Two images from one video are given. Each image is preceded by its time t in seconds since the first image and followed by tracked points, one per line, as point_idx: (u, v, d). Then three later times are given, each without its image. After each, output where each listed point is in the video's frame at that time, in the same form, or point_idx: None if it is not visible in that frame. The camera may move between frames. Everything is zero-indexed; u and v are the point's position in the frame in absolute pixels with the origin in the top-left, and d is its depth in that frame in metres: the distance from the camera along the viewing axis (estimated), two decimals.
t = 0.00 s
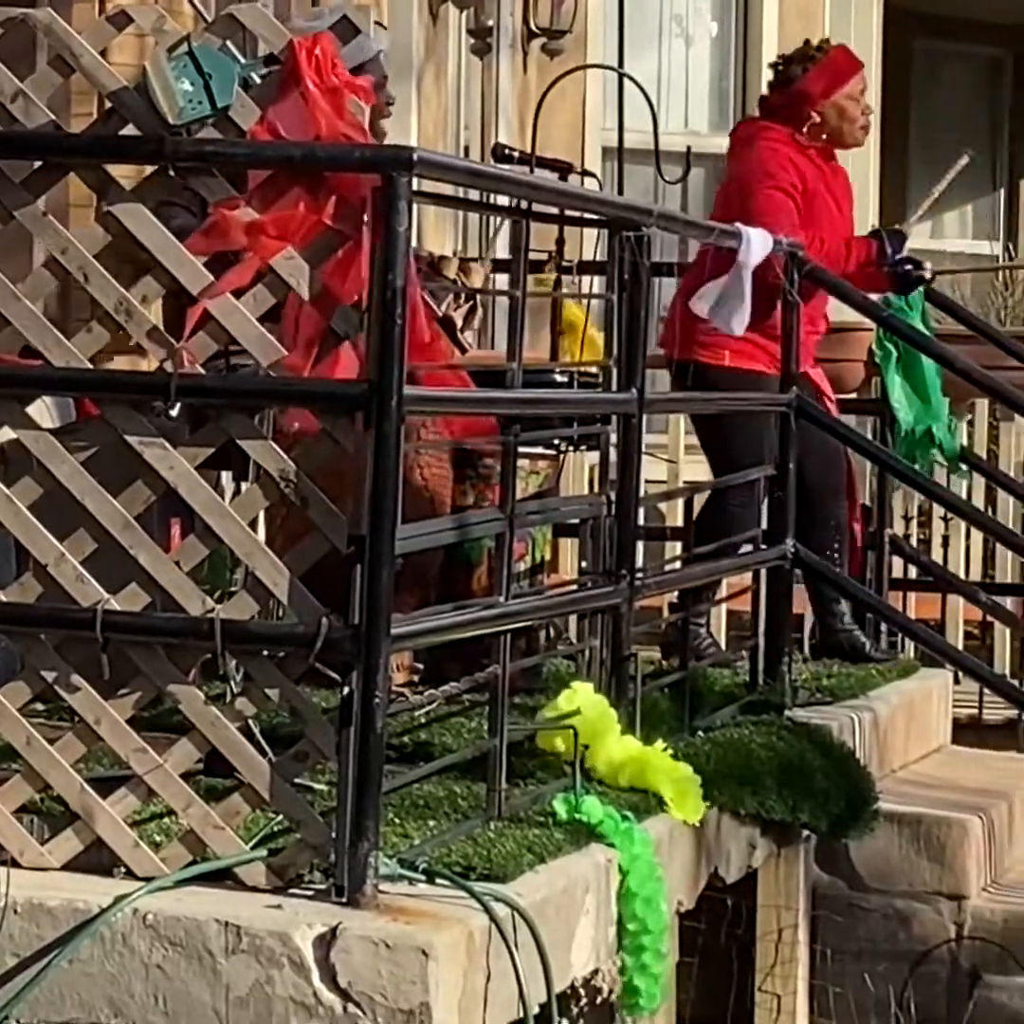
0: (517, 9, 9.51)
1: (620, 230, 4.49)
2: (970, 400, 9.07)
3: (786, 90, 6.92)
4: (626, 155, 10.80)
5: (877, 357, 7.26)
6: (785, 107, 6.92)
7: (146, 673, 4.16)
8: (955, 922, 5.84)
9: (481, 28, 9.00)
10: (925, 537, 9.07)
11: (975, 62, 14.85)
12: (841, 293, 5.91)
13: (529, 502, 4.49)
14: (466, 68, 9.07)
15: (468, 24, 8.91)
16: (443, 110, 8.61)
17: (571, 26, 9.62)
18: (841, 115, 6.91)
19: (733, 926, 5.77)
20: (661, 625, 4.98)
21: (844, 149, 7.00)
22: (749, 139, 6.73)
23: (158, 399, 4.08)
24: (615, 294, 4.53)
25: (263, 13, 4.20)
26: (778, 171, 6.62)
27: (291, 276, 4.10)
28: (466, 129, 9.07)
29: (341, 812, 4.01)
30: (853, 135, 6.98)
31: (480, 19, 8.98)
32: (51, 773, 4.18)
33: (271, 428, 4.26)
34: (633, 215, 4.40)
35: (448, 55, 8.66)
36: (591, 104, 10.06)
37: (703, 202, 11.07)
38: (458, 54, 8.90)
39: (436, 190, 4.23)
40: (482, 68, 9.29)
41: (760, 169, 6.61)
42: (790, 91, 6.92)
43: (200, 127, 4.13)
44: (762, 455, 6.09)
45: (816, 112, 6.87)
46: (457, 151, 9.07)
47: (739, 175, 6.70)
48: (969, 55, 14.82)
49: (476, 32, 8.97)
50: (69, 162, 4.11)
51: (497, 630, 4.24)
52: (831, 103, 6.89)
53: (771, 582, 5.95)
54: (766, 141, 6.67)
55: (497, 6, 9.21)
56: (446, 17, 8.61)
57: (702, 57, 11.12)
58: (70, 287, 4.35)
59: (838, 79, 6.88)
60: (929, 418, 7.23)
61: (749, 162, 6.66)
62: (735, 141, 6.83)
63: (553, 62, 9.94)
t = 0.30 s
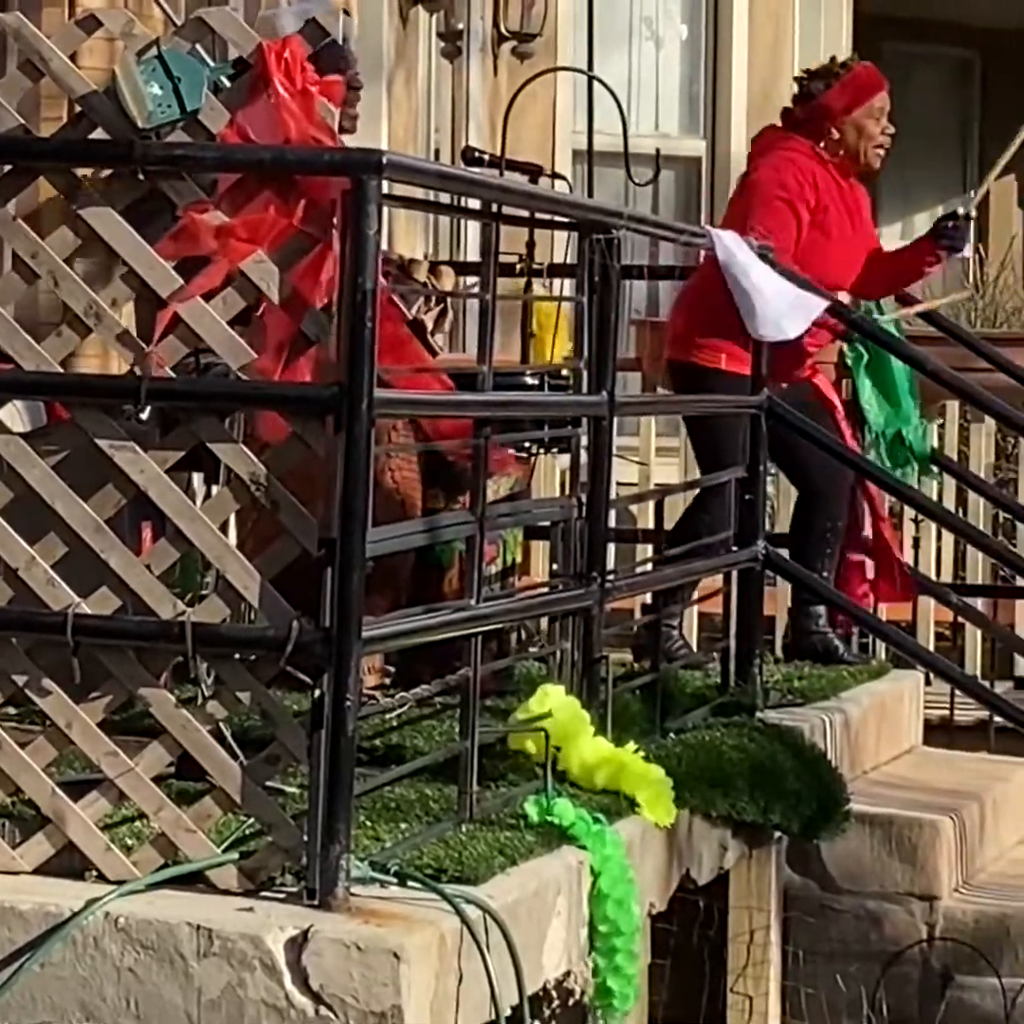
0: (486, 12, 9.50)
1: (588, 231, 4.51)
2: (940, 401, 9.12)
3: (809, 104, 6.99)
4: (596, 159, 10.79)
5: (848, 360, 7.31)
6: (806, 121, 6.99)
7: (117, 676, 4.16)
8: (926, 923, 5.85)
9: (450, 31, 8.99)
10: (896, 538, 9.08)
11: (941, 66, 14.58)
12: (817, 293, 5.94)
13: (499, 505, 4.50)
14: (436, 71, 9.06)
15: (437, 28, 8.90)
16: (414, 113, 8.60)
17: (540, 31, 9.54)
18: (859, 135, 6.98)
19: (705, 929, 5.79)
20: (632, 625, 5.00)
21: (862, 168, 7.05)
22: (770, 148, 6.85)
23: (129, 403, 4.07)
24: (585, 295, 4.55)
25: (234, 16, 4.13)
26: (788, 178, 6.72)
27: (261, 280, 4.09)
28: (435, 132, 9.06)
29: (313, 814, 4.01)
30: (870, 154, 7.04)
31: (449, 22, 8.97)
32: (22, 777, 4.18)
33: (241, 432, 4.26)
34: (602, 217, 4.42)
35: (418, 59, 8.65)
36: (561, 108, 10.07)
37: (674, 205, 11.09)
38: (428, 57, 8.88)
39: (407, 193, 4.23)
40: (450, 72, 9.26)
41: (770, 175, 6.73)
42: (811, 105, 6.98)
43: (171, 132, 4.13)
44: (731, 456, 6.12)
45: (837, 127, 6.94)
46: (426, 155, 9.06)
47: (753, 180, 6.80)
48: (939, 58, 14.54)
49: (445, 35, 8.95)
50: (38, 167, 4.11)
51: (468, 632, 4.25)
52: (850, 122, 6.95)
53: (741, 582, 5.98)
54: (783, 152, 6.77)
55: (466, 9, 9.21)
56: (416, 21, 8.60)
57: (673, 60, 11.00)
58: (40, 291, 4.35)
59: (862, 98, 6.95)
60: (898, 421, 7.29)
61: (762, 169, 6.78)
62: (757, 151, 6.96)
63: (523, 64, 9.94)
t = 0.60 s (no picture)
0: (456, 18, 9.52)
1: (557, 237, 4.53)
2: (911, 406, 9.17)
3: (836, 112, 6.97)
4: (567, 165, 10.79)
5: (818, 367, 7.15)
6: (834, 128, 6.96)
7: (87, 684, 4.16)
8: (897, 926, 5.86)
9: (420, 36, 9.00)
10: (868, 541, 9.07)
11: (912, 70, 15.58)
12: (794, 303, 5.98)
13: (468, 510, 4.51)
14: (407, 78, 9.07)
15: (406, 34, 8.90)
16: (384, 119, 8.61)
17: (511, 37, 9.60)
18: (885, 144, 6.96)
19: (675, 933, 5.82)
20: (603, 631, 5.01)
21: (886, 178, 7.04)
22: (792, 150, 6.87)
23: (97, 409, 4.07)
24: (554, 301, 4.57)
25: (203, 24, 4.20)
26: (801, 181, 6.74)
27: (229, 286, 4.07)
28: (405, 138, 9.07)
29: (282, 820, 4.00)
30: (894, 165, 7.02)
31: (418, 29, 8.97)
32: None
33: (210, 437, 4.26)
34: (571, 224, 4.44)
35: (387, 65, 8.66)
36: (531, 114, 10.10)
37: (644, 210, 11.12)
38: (398, 64, 8.90)
39: (377, 199, 4.23)
40: (420, 77, 9.27)
41: (783, 176, 6.74)
42: (838, 112, 6.96)
43: (138, 139, 4.14)
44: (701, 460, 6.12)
45: (862, 137, 6.93)
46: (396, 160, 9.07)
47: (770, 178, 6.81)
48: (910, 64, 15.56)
49: (415, 42, 8.96)
50: (6, 173, 4.10)
51: (438, 638, 4.25)
52: (876, 133, 6.94)
53: (711, 586, 6.00)
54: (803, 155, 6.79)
55: (436, 15, 9.23)
56: (386, 27, 8.61)
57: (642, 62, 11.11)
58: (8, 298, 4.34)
59: (888, 109, 6.93)
60: (864, 427, 7.31)
61: (778, 170, 6.80)
62: (781, 150, 6.97)
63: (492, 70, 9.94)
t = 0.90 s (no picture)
0: (426, 24, 9.55)
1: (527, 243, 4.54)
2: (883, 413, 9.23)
3: (834, 125, 6.99)
4: (538, 172, 10.82)
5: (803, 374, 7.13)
6: (833, 141, 6.98)
7: (55, 691, 4.16)
8: (868, 931, 5.86)
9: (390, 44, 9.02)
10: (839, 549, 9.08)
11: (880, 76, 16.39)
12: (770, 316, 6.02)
13: (438, 517, 4.52)
14: (377, 84, 9.10)
15: (377, 42, 8.92)
16: (355, 127, 8.63)
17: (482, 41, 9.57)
18: (883, 156, 7.00)
19: (648, 940, 5.83)
20: (575, 637, 5.03)
21: (883, 191, 7.09)
22: (793, 161, 6.90)
23: (66, 417, 4.06)
24: (524, 308, 4.59)
25: (175, 35, 4.16)
26: (800, 191, 6.77)
27: (197, 292, 4.08)
28: (376, 145, 9.10)
29: (252, 827, 4.00)
30: (891, 178, 7.07)
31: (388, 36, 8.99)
32: None
33: (179, 444, 4.26)
34: (540, 230, 4.45)
35: (358, 73, 8.68)
36: (502, 120, 10.13)
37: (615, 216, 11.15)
38: (369, 72, 8.93)
39: (347, 206, 4.23)
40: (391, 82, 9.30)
41: (782, 187, 6.78)
42: (837, 125, 6.98)
43: (106, 145, 4.13)
44: (671, 465, 6.15)
45: (862, 150, 6.96)
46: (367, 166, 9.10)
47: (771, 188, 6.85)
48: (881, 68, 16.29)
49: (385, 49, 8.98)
50: None
51: (409, 644, 4.25)
52: (876, 146, 6.97)
53: (682, 592, 6.02)
54: (803, 166, 6.83)
55: (406, 23, 9.26)
56: (357, 35, 8.63)
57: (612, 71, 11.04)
58: None
59: (887, 123, 6.97)
60: (832, 433, 7.32)
61: (777, 180, 6.83)
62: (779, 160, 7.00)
63: (463, 78, 9.94)
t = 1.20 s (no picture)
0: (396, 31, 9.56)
1: (498, 248, 4.55)
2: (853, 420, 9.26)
3: (824, 133, 6.97)
4: (509, 179, 10.83)
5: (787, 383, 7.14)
6: (823, 149, 6.96)
7: (27, 698, 4.15)
8: (840, 937, 5.87)
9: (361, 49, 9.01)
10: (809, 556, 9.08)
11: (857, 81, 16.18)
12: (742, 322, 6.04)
13: (410, 523, 4.53)
14: (348, 90, 9.10)
15: (347, 49, 8.90)
16: (326, 133, 8.64)
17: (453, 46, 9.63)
18: (872, 166, 6.98)
19: (619, 945, 5.90)
20: (547, 643, 5.03)
21: (871, 201, 7.09)
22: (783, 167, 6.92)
23: (38, 423, 4.05)
24: (495, 313, 4.60)
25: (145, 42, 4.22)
26: (789, 199, 6.82)
27: (168, 299, 4.11)
28: (346, 152, 9.11)
29: (224, 833, 4.00)
30: (880, 188, 7.06)
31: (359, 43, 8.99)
32: None
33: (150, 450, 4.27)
34: (512, 236, 4.46)
35: (329, 79, 8.69)
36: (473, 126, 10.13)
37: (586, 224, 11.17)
38: (340, 79, 8.93)
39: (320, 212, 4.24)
40: (361, 89, 9.30)
41: (771, 193, 6.82)
42: (827, 133, 6.96)
43: (77, 151, 4.15)
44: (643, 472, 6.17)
45: (850, 159, 6.95)
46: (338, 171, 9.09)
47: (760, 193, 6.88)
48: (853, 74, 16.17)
49: (356, 55, 8.97)
50: None
51: (381, 650, 4.25)
52: (867, 156, 6.96)
53: (654, 598, 6.03)
54: (792, 173, 6.86)
55: (377, 29, 9.26)
56: (327, 41, 8.63)
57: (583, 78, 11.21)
58: None
59: (879, 132, 6.94)
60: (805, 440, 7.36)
61: (766, 185, 6.87)
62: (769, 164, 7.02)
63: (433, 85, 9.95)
